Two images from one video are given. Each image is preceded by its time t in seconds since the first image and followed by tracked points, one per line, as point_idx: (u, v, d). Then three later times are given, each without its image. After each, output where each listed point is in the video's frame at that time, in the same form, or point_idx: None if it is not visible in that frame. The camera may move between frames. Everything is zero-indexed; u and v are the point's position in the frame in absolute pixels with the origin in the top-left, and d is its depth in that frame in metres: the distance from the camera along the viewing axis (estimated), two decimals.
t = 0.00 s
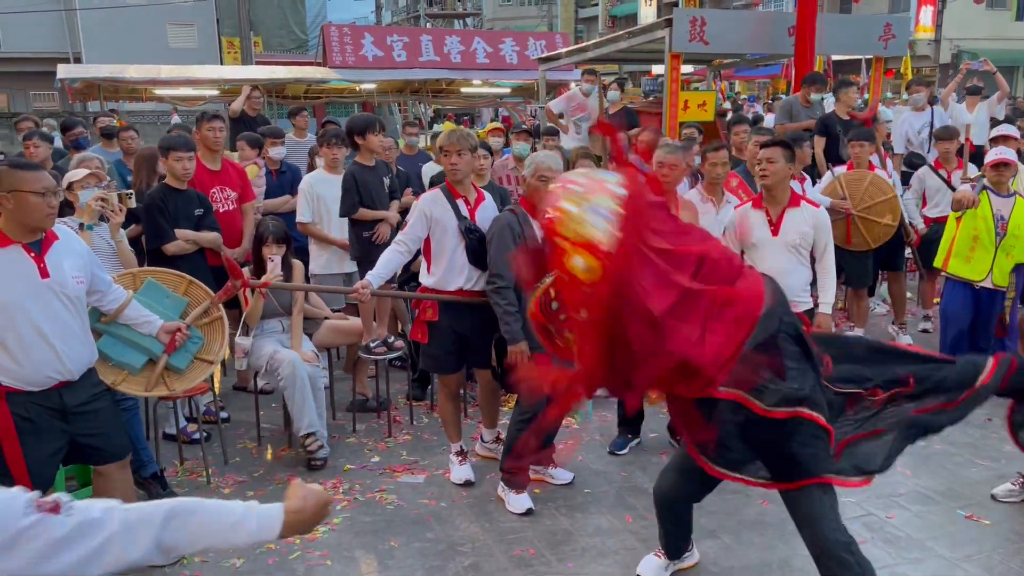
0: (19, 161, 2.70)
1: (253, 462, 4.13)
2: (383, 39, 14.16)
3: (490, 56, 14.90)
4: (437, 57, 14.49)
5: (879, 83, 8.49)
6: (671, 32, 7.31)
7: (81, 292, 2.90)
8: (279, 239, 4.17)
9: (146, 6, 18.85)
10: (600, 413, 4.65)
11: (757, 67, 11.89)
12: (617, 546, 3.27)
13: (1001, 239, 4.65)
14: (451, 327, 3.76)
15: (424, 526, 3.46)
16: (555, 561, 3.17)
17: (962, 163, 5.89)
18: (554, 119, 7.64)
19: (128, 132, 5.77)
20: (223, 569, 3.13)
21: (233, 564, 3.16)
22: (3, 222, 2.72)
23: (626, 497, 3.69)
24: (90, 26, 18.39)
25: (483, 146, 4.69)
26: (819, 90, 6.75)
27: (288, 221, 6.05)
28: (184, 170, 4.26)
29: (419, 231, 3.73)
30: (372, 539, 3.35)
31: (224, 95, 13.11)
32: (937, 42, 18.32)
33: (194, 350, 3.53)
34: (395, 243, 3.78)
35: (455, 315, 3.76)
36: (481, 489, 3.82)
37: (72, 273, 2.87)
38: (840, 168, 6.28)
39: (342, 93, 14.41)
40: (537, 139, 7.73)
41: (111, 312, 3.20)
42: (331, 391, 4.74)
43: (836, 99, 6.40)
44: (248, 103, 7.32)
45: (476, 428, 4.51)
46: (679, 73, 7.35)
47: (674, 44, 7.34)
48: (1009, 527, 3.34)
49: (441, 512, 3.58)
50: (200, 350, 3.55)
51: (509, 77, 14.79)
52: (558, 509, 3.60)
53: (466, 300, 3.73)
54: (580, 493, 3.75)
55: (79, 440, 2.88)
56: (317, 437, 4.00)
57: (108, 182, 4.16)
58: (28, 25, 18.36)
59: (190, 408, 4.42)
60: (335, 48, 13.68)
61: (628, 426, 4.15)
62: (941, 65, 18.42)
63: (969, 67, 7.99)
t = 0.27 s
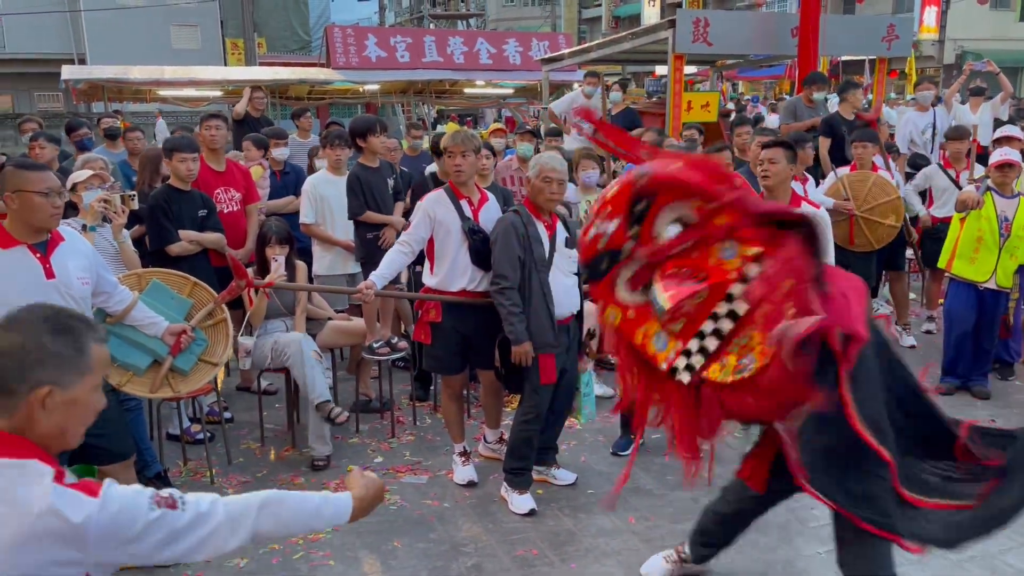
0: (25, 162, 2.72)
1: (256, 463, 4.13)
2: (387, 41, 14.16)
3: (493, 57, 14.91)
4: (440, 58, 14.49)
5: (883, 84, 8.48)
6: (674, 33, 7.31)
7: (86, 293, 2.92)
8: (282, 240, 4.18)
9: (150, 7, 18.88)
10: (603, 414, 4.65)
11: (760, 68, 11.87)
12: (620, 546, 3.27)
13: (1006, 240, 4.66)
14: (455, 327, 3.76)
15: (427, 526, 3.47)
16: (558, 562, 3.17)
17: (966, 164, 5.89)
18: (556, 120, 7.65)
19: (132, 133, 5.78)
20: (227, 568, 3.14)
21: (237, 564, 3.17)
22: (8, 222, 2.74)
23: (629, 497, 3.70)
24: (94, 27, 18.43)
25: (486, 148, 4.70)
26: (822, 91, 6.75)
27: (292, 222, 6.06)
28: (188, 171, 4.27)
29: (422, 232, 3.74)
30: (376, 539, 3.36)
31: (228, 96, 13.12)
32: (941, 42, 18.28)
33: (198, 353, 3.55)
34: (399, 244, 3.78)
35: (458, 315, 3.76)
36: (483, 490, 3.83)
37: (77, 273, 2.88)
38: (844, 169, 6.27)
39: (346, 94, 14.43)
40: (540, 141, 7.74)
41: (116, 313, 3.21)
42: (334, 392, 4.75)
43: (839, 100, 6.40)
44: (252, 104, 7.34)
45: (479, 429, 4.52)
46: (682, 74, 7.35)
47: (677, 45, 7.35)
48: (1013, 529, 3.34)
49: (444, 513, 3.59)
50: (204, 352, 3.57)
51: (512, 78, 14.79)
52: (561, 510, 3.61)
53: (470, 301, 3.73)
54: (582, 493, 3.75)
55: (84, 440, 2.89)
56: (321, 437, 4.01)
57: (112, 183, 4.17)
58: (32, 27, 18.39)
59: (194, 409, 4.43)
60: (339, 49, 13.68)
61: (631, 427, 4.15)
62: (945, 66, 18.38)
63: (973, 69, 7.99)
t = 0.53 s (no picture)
0: (32, 164, 2.73)
1: (260, 463, 4.14)
2: (391, 42, 14.16)
3: (496, 58, 14.93)
4: (444, 59, 14.50)
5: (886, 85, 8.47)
6: (678, 34, 7.32)
7: (92, 295, 2.93)
8: (285, 241, 4.20)
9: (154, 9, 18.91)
10: (606, 416, 4.65)
11: (763, 70, 11.87)
12: (624, 547, 3.28)
13: (1010, 242, 4.66)
14: (459, 328, 3.76)
15: (430, 527, 3.47)
16: (561, 563, 3.17)
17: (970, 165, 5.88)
18: (560, 122, 7.66)
19: (137, 134, 5.80)
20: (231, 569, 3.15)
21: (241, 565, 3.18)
22: (15, 224, 2.75)
23: (632, 498, 3.70)
24: (99, 29, 18.47)
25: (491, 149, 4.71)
26: (826, 92, 6.74)
27: (296, 223, 6.07)
28: (192, 172, 4.28)
29: (426, 233, 3.75)
30: (379, 540, 3.37)
31: (232, 97, 13.14)
32: (946, 43, 18.25)
33: (202, 354, 3.57)
34: (403, 245, 3.77)
35: (463, 316, 3.76)
36: (487, 491, 3.83)
37: (85, 276, 2.89)
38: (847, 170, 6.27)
39: (350, 96, 14.46)
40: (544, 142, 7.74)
41: (123, 317, 3.21)
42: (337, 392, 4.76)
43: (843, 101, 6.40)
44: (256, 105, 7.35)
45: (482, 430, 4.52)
46: (686, 75, 7.36)
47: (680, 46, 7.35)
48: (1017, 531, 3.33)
49: (447, 514, 3.59)
50: (208, 354, 3.59)
51: (516, 79, 14.81)
52: (564, 511, 3.61)
53: (473, 303, 3.74)
54: (585, 494, 3.75)
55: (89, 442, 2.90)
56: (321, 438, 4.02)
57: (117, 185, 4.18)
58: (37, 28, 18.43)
59: (198, 409, 4.44)
60: (343, 51, 13.67)
61: (634, 428, 4.15)
62: (949, 67, 18.35)
63: (977, 70, 7.98)
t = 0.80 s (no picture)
0: (37, 166, 2.74)
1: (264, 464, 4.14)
2: (395, 43, 14.15)
3: (500, 59, 14.94)
4: (448, 60, 14.51)
5: (890, 86, 8.47)
6: (681, 34, 7.31)
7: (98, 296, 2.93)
8: (286, 241, 4.20)
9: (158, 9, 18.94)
10: (610, 417, 4.65)
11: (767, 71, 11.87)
12: (627, 549, 3.27)
13: (1016, 242, 4.64)
14: (464, 328, 3.76)
15: (434, 528, 3.47)
16: (564, 564, 3.17)
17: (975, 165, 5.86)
18: (563, 123, 7.66)
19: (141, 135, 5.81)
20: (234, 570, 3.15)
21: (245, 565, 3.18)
22: (20, 225, 2.76)
23: (636, 499, 3.69)
24: (103, 30, 18.50)
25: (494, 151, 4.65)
26: (830, 92, 6.73)
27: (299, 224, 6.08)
28: (196, 173, 4.29)
29: (433, 233, 3.75)
30: (383, 541, 3.37)
31: (236, 97, 13.16)
32: (950, 44, 18.23)
33: (206, 357, 3.55)
34: (410, 245, 3.78)
35: (468, 316, 3.76)
36: (490, 492, 3.83)
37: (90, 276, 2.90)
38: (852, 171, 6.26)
39: (354, 96, 14.49)
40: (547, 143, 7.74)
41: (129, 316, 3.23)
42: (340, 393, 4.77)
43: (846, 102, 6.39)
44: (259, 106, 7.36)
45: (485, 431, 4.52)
46: (689, 76, 7.35)
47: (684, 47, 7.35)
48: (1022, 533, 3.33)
49: (451, 515, 3.59)
50: (212, 357, 3.57)
51: (519, 80, 14.81)
52: (568, 512, 3.61)
53: (477, 303, 3.74)
54: (589, 495, 3.75)
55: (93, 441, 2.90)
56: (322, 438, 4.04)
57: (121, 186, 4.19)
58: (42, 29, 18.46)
59: (202, 409, 4.44)
60: (346, 51, 13.67)
61: (637, 430, 4.14)
62: (954, 67, 18.33)
63: (981, 70, 7.97)
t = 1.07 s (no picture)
0: (41, 167, 2.74)
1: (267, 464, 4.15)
2: (398, 44, 14.14)
3: (504, 60, 14.96)
4: (451, 61, 14.53)
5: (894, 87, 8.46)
6: (685, 35, 7.32)
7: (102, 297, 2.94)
8: (290, 242, 4.20)
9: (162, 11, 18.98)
10: (614, 418, 4.65)
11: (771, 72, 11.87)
12: (630, 550, 3.27)
13: None
14: (471, 325, 3.76)
15: (437, 529, 3.48)
16: (567, 565, 3.17)
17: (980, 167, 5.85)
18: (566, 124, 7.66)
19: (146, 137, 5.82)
20: (238, 570, 3.15)
21: (248, 565, 3.19)
22: (24, 227, 2.77)
23: (639, 501, 3.69)
24: (107, 32, 18.56)
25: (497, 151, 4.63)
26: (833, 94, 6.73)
27: (303, 225, 6.09)
28: (201, 174, 4.30)
29: (444, 230, 3.77)
30: (386, 542, 3.37)
31: (240, 99, 13.19)
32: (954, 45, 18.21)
33: (210, 358, 3.56)
34: (420, 240, 3.80)
35: (475, 315, 3.76)
36: (494, 493, 3.84)
37: (95, 278, 2.91)
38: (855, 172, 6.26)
39: (358, 98, 14.53)
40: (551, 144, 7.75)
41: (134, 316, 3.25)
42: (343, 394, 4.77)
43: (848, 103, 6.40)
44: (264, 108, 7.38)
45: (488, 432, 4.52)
46: (693, 77, 7.36)
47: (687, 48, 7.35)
48: None
49: (454, 516, 3.59)
50: (216, 358, 3.57)
51: (523, 81, 14.83)
52: (571, 513, 3.61)
53: (482, 301, 3.74)
54: (592, 496, 3.75)
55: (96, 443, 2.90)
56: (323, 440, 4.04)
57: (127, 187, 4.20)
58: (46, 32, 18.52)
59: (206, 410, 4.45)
60: (350, 53, 13.71)
61: (641, 431, 4.14)
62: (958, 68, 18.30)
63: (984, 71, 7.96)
